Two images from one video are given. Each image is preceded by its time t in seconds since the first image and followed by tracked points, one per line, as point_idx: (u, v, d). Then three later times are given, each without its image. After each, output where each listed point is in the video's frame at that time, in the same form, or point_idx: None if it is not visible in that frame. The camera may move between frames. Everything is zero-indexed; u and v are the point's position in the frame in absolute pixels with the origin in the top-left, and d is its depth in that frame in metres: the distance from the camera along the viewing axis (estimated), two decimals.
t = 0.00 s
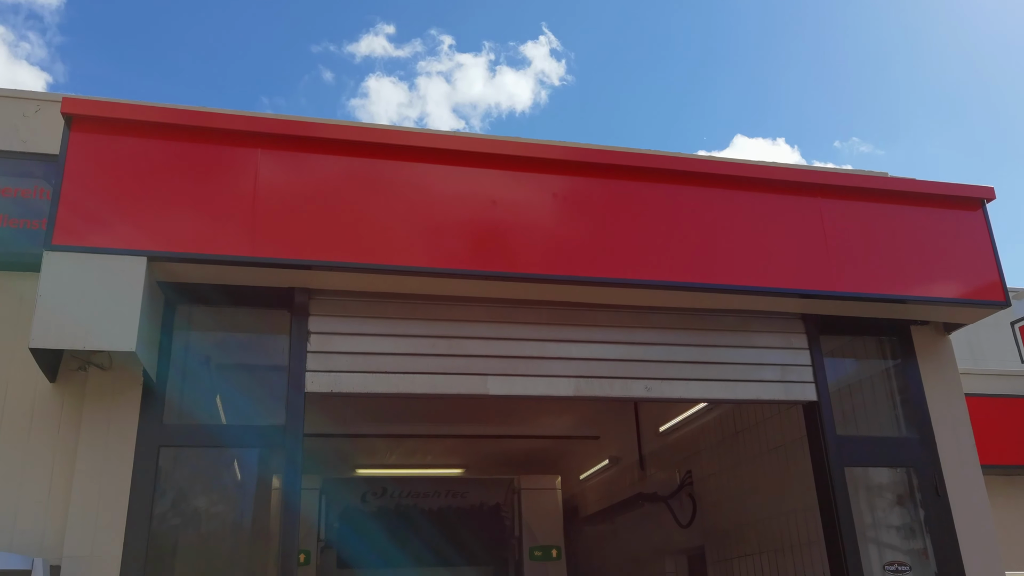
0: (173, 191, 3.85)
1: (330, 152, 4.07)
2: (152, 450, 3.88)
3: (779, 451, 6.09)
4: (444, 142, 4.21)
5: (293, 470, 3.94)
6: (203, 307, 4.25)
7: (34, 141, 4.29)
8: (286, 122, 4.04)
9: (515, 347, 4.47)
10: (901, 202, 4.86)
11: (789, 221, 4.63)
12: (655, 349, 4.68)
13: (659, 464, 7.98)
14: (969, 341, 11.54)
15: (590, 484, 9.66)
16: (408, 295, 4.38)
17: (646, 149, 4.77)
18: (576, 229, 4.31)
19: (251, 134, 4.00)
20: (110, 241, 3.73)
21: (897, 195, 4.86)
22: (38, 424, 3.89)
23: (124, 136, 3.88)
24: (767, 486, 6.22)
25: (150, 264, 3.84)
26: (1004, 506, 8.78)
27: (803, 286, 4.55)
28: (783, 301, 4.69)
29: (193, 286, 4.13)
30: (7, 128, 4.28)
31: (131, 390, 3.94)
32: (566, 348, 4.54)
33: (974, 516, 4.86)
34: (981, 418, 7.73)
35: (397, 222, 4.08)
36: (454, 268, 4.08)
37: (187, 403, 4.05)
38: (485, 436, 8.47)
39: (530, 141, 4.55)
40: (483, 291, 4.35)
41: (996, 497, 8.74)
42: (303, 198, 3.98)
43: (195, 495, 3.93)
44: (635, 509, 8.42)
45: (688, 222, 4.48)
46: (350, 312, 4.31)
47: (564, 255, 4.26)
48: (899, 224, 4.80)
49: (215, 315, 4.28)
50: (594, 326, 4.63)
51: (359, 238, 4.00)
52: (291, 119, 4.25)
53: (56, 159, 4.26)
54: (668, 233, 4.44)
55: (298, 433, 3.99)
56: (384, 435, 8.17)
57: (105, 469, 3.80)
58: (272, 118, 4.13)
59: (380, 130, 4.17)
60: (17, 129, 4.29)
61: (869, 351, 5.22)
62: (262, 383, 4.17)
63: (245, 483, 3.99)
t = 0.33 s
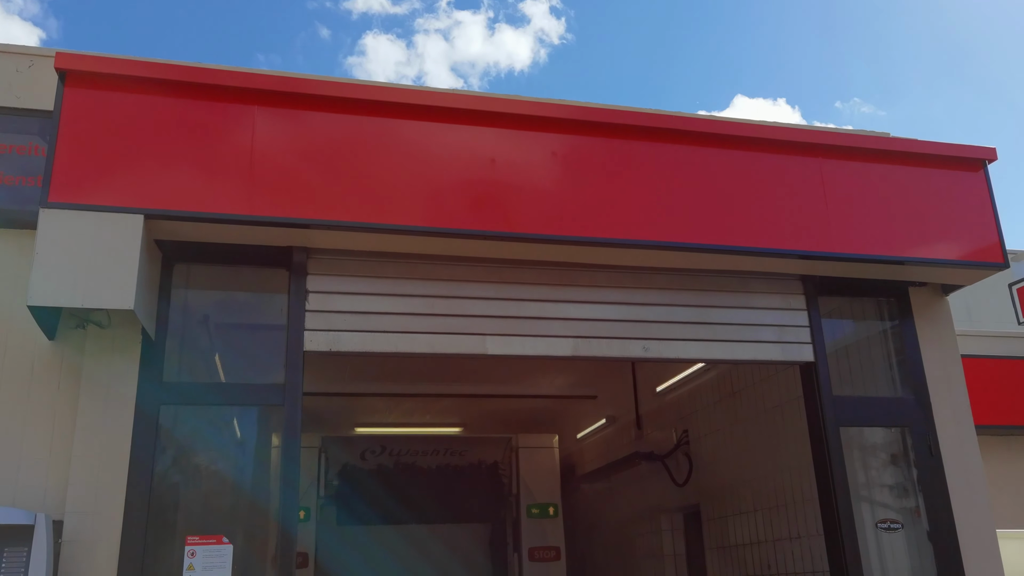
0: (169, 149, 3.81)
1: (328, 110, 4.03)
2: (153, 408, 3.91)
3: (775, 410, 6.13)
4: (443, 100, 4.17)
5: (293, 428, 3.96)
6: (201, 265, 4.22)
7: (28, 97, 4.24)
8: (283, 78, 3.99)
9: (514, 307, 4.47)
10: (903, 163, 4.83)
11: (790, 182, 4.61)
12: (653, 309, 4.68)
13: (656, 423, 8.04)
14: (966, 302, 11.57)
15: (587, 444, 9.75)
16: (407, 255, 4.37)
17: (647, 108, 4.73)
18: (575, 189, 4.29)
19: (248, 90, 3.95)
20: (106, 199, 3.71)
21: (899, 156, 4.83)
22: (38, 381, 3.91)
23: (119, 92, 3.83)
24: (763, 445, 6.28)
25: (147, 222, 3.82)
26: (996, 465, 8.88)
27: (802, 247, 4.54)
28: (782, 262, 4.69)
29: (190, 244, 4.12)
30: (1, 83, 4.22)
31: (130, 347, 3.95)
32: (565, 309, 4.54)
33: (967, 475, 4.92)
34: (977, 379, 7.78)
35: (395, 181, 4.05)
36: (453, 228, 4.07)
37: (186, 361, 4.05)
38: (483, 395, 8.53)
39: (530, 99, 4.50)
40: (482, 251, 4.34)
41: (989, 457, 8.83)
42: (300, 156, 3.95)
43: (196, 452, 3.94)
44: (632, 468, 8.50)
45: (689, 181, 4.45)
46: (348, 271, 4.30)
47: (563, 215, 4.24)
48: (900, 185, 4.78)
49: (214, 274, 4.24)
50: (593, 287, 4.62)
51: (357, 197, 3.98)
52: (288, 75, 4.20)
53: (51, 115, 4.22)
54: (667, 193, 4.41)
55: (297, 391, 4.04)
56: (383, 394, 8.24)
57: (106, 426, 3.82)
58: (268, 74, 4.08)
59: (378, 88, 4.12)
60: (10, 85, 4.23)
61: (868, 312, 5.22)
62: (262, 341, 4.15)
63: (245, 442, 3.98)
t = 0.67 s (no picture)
0: (164, 110, 3.78)
1: (325, 71, 3.99)
2: (151, 370, 3.91)
3: (770, 376, 6.17)
4: (441, 63, 4.13)
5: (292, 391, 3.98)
6: (197, 229, 4.21)
7: (21, 57, 4.19)
8: (279, 39, 3.94)
9: (511, 272, 4.46)
10: (903, 128, 4.80)
11: (789, 147, 4.59)
12: (651, 275, 4.68)
13: (651, 387, 8.08)
14: (962, 269, 11.58)
15: (584, 408, 9.82)
16: (404, 219, 4.36)
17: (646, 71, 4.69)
18: (574, 153, 4.27)
19: (244, 51, 3.90)
20: (102, 161, 3.68)
21: (900, 121, 4.80)
22: (36, 343, 3.91)
23: (113, 53, 3.78)
24: (757, 410, 6.33)
25: (143, 184, 3.80)
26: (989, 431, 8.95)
27: (800, 213, 4.53)
28: (780, 228, 4.69)
29: (186, 207, 4.10)
30: None
31: (127, 310, 3.95)
32: (562, 274, 4.54)
33: (958, 440, 4.97)
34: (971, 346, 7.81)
35: (392, 145, 4.03)
36: (451, 192, 4.05)
37: (184, 325, 4.05)
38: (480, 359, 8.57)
39: (529, 62, 4.46)
40: (480, 215, 4.32)
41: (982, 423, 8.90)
42: (298, 118, 3.92)
43: (195, 415, 3.94)
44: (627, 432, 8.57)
45: (687, 146, 4.43)
46: (345, 235, 4.28)
47: (561, 180, 4.22)
48: (899, 151, 4.76)
49: (211, 237, 4.22)
50: (591, 252, 4.62)
51: (354, 161, 3.96)
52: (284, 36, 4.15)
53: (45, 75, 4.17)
54: (666, 157, 4.39)
55: (296, 355, 4.05)
56: (381, 358, 8.28)
57: (105, 389, 3.84)
58: (263, 34, 4.03)
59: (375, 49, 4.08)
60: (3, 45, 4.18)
61: (865, 278, 5.22)
62: (260, 304, 4.14)
63: (243, 405, 3.99)
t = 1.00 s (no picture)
0: (158, 74, 3.74)
1: (320, 35, 3.95)
2: (147, 336, 3.91)
3: (766, 344, 6.19)
4: (438, 27, 4.08)
5: (288, 358, 3.99)
6: (192, 194, 4.18)
7: (12, 18, 4.13)
8: (274, 1, 3.89)
9: (508, 239, 4.46)
10: (903, 97, 4.77)
11: (788, 115, 4.56)
12: (648, 242, 4.67)
13: (647, 355, 8.11)
14: (959, 239, 11.57)
15: (580, 376, 9.87)
16: (401, 185, 4.34)
17: (645, 37, 4.64)
18: (571, 120, 4.24)
19: (238, 14, 3.86)
20: (95, 125, 3.65)
21: (900, 89, 4.77)
22: (32, 306, 3.91)
23: (106, 15, 3.73)
24: (752, 378, 6.37)
25: (138, 148, 3.77)
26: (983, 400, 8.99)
27: (798, 182, 4.52)
28: (777, 196, 4.68)
29: (181, 172, 4.07)
30: None
31: (124, 274, 3.95)
32: (559, 241, 4.53)
33: (950, 408, 5.01)
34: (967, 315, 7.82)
35: (389, 110, 4.00)
36: (448, 159, 4.03)
37: (180, 291, 4.04)
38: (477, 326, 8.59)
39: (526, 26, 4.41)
40: (477, 181, 4.30)
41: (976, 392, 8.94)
42: (293, 83, 3.89)
43: (192, 380, 3.95)
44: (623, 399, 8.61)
45: (686, 113, 4.40)
46: (341, 202, 4.27)
47: (558, 147, 4.20)
48: (899, 120, 4.73)
49: (206, 203, 4.20)
50: (588, 219, 4.60)
51: (350, 126, 3.93)
52: None
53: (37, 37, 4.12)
54: (664, 124, 4.37)
55: (292, 321, 4.06)
56: (377, 324, 8.30)
57: (102, 354, 3.85)
58: None
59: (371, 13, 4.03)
60: None
61: (861, 248, 5.22)
62: (256, 271, 4.14)
63: (240, 370, 4.00)
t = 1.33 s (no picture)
0: (151, 24, 3.68)
1: None
2: (144, 289, 3.91)
3: (762, 302, 6.21)
4: None
5: (284, 313, 4.00)
6: (187, 147, 4.13)
7: None
8: None
9: (505, 195, 4.43)
10: (906, 53, 4.72)
11: (789, 71, 4.51)
12: (646, 199, 4.65)
13: (643, 313, 8.13)
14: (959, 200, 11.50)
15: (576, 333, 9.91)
16: (398, 140, 4.30)
17: None
18: (570, 75, 4.19)
19: None
20: (88, 77, 3.60)
21: (902, 45, 4.71)
22: (28, 259, 3.90)
23: None
24: (748, 336, 6.40)
25: (132, 100, 3.72)
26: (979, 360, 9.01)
27: (798, 139, 4.49)
28: (777, 154, 4.65)
29: (176, 124, 4.03)
30: None
31: (119, 226, 3.93)
32: (557, 197, 4.51)
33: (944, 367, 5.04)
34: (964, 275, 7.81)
35: (385, 63, 3.95)
36: (445, 113, 3.99)
37: (176, 244, 4.03)
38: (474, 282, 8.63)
39: None
40: (474, 136, 4.27)
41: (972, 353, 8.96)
42: (289, 34, 3.83)
43: (189, 334, 3.96)
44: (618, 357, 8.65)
45: (686, 69, 4.35)
46: (338, 156, 4.24)
47: (556, 102, 4.15)
48: (901, 77, 4.69)
49: (202, 155, 4.15)
50: (586, 176, 4.58)
51: (346, 79, 3.88)
52: None
53: None
54: (664, 80, 4.32)
55: (289, 276, 4.06)
56: (374, 280, 8.31)
57: (98, 307, 3.85)
58: None
59: None
60: None
61: (860, 206, 5.21)
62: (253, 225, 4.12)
63: (237, 325, 4.00)
